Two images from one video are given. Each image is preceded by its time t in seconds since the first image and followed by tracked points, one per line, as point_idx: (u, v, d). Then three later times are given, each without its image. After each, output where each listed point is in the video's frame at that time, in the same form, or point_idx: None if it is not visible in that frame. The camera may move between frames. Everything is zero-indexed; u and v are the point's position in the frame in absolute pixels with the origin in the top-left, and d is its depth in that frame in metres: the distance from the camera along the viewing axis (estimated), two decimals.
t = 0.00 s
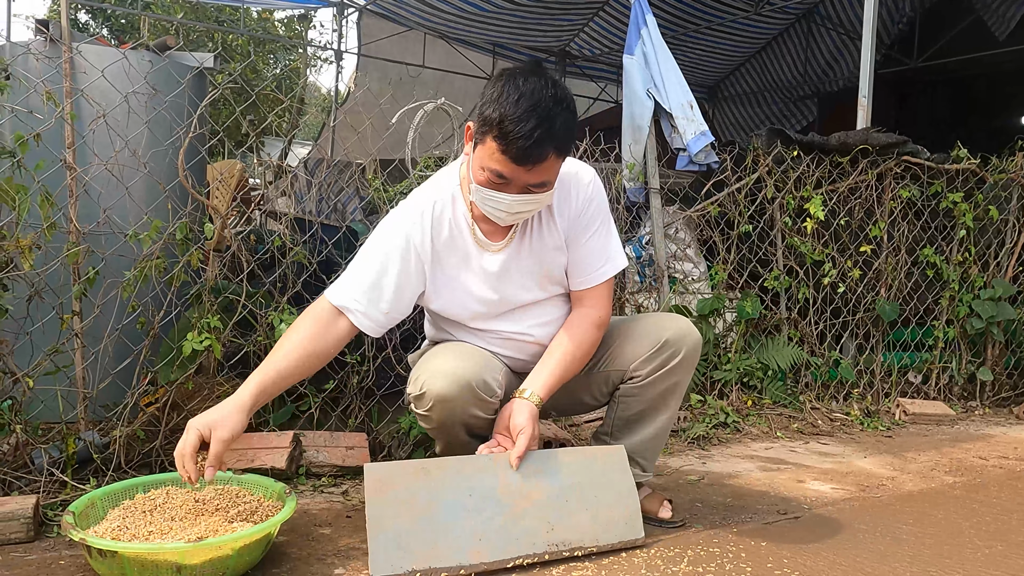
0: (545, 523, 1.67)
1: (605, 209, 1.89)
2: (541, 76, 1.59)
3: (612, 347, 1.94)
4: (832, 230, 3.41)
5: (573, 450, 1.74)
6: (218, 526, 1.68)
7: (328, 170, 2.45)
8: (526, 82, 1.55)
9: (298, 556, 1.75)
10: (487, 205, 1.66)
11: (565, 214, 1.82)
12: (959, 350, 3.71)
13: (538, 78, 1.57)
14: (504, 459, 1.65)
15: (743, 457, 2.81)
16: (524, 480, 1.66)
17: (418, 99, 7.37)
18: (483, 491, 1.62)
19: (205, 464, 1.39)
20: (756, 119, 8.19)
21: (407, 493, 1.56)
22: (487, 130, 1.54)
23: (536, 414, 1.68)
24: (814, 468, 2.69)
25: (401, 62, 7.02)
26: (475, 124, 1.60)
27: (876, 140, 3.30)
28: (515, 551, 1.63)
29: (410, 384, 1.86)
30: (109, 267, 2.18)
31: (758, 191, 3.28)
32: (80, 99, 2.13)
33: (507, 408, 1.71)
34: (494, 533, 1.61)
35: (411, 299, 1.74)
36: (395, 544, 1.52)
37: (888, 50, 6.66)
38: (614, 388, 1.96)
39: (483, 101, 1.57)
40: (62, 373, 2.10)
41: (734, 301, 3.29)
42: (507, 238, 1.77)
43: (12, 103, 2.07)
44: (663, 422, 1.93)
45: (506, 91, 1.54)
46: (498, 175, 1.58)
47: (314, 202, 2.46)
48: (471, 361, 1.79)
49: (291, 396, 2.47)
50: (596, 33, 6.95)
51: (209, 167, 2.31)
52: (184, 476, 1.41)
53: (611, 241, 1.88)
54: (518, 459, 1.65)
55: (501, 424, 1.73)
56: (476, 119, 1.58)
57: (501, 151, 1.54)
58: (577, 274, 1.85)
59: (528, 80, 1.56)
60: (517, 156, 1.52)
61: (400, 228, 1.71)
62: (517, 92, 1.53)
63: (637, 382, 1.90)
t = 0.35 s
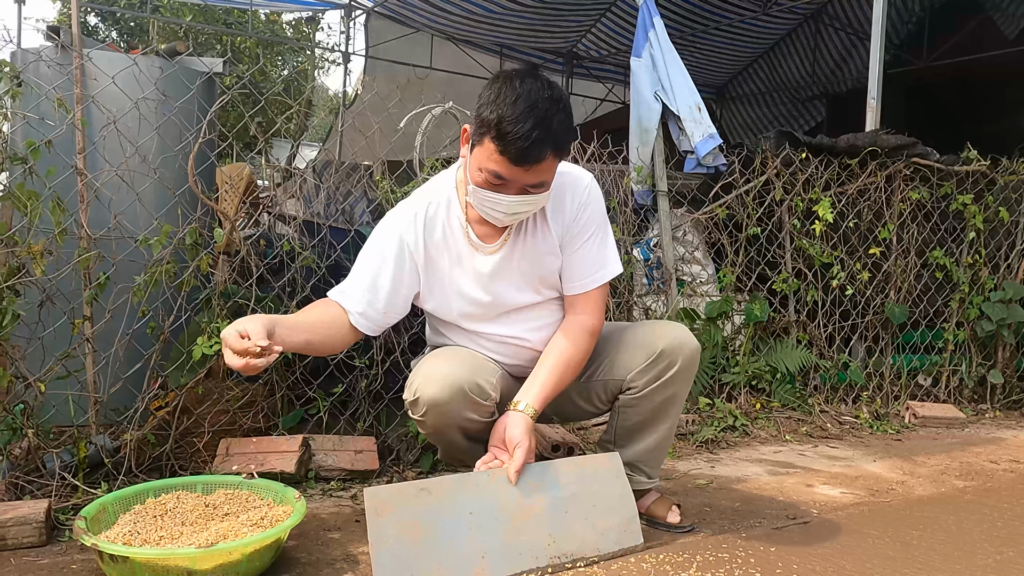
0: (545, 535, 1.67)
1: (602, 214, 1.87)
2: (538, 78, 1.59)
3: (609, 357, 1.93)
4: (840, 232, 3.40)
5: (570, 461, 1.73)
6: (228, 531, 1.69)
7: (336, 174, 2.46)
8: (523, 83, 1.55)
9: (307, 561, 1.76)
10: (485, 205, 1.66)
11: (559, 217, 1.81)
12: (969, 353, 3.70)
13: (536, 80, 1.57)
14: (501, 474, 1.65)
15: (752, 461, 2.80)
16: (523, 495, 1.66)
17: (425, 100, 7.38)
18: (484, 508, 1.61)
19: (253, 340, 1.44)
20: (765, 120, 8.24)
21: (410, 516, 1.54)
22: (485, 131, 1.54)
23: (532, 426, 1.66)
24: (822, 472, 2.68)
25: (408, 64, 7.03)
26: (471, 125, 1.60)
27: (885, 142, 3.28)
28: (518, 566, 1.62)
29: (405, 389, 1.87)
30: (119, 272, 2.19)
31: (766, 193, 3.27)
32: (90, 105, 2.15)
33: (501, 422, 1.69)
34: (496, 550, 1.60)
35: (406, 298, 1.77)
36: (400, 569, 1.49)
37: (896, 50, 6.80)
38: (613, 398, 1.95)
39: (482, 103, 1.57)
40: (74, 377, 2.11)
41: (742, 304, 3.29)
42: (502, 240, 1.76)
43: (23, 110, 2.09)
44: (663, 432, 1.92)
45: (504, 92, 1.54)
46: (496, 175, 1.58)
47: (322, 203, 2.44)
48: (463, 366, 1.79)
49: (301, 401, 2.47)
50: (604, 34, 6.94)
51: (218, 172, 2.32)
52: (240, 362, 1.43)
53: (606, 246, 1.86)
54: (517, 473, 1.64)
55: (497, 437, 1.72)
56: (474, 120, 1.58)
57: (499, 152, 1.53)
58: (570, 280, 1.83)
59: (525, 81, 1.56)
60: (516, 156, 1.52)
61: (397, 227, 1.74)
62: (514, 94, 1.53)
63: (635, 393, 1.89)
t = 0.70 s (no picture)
0: (553, 539, 1.67)
1: (601, 213, 1.88)
2: (544, 79, 1.62)
3: (613, 360, 1.93)
4: (848, 233, 3.39)
5: (578, 466, 1.74)
6: (237, 535, 1.69)
7: (343, 176, 2.46)
8: (535, 83, 1.58)
9: (316, 563, 1.77)
10: (493, 205, 1.65)
11: (559, 218, 1.82)
12: (978, 354, 3.68)
13: (543, 81, 1.60)
14: (510, 479, 1.65)
15: (760, 463, 2.79)
16: (530, 499, 1.66)
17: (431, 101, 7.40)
18: (492, 513, 1.61)
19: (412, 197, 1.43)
20: (771, 121, 8.16)
21: (417, 521, 1.54)
22: (499, 129, 1.54)
23: (539, 430, 1.66)
24: (830, 474, 2.68)
25: (415, 65, 7.05)
26: (479, 125, 1.59)
27: (893, 142, 3.27)
28: (526, 570, 1.62)
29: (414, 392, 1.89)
30: (129, 275, 2.21)
31: (773, 194, 3.26)
32: (100, 109, 2.16)
33: (508, 426, 1.69)
34: (504, 555, 1.61)
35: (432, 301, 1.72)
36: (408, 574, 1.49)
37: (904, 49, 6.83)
38: (617, 401, 1.95)
39: (493, 102, 1.58)
40: (83, 380, 2.13)
41: (750, 305, 3.28)
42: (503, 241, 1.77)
43: (34, 114, 2.11)
44: (669, 434, 1.92)
45: (516, 92, 1.56)
46: (508, 173, 1.57)
47: (330, 205, 2.45)
48: (468, 367, 1.79)
49: (308, 403, 2.48)
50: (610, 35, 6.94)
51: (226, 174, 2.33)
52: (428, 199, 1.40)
53: (607, 245, 1.86)
54: (525, 477, 1.64)
55: (504, 441, 1.71)
56: (483, 120, 1.58)
57: (514, 150, 1.53)
58: (573, 280, 1.83)
59: (536, 82, 1.59)
60: (531, 155, 1.53)
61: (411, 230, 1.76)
62: (527, 94, 1.55)
63: (640, 396, 1.89)
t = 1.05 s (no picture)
0: (558, 540, 1.67)
1: (602, 214, 1.88)
2: (560, 78, 1.61)
3: (616, 356, 1.92)
4: (853, 233, 3.37)
5: (583, 466, 1.73)
6: (240, 536, 1.69)
7: (347, 177, 2.47)
8: (553, 82, 1.57)
9: (318, 564, 1.77)
10: (505, 203, 1.64)
11: (561, 218, 1.82)
12: (984, 355, 3.66)
13: (559, 80, 1.59)
14: (515, 479, 1.64)
15: (764, 464, 2.79)
16: (535, 500, 1.66)
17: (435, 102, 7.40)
18: (495, 514, 1.61)
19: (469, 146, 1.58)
20: (775, 120, 8.18)
21: (422, 522, 1.54)
22: (517, 127, 1.52)
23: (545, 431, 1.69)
24: (835, 476, 2.67)
25: (419, 66, 7.05)
26: (495, 123, 1.57)
27: (897, 143, 3.26)
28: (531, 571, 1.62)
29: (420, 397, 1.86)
30: (133, 277, 2.21)
31: (777, 195, 3.25)
32: (103, 112, 2.17)
33: (512, 428, 1.69)
34: (508, 555, 1.60)
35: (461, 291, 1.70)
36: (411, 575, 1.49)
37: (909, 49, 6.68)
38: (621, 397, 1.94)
39: (510, 99, 1.57)
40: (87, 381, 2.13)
41: (754, 306, 3.28)
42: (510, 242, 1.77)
43: (38, 117, 2.12)
44: (674, 429, 1.91)
45: (534, 90, 1.55)
46: (526, 171, 1.56)
47: (334, 206, 2.46)
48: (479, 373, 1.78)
49: (312, 404, 2.49)
50: (613, 35, 6.94)
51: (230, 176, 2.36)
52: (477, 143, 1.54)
53: (608, 244, 1.86)
54: (530, 477, 1.64)
55: (508, 441, 1.71)
56: (501, 118, 1.56)
57: (533, 148, 1.52)
58: (574, 279, 1.82)
59: (554, 81, 1.58)
60: (549, 153, 1.52)
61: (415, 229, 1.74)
62: (545, 93, 1.54)
63: (644, 390, 1.88)
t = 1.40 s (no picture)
0: (561, 542, 1.66)
1: (604, 217, 1.89)
2: (574, 81, 1.62)
3: (617, 353, 1.92)
4: (858, 235, 3.36)
5: (586, 468, 1.73)
6: (243, 537, 1.69)
7: (350, 178, 2.49)
8: (569, 85, 1.57)
9: (321, 566, 1.77)
10: (518, 206, 1.64)
11: (565, 220, 1.82)
12: (990, 356, 3.65)
13: (574, 83, 1.60)
14: (518, 481, 1.64)
15: (768, 466, 2.78)
16: (538, 502, 1.65)
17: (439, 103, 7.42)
18: (498, 516, 1.61)
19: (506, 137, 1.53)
20: (780, 121, 8.14)
21: (425, 524, 1.54)
22: (534, 129, 1.52)
23: (549, 434, 1.67)
24: (840, 478, 2.66)
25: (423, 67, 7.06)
26: (510, 125, 1.57)
27: (902, 143, 3.25)
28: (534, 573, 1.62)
29: (429, 402, 1.83)
30: (137, 278, 2.22)
31: (782, 196, 3.24)
32: (108, 114, 2.18)
33: (518, 429, 1.68)
34: (511, 558, 1.60)
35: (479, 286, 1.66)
36: None
37: (916, 49, 6.73)
38: (623, 393, 1.94)
39: (526, 100, 1.57)
40: (92, 383, 2.14)
41: (758, 307, 3.27)
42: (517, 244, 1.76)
43: (43, 119, 2.13)
44: (676, 424, 1.90)
45: (551, 92, 1.55)
46: (540, 173, 1.56)
47: (339, 208, 2.46)
48: (492, 378, 1.77)
49: (315, 405, 2.49)
50: (618, 36, 6.93)
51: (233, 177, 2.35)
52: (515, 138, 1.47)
53: (611, 246, 1.86)
54: (533, 480, 1.64)
55: (514, 443, 1.71)
56: (516, 120, 1.56)
57: (550, 150, 1.52)
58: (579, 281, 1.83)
59: (569, 83, 1.58)
60: (566, 155, 1.53)
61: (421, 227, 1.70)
62: (562, 95, 1.55)
63: (644, 386, 1.88)
